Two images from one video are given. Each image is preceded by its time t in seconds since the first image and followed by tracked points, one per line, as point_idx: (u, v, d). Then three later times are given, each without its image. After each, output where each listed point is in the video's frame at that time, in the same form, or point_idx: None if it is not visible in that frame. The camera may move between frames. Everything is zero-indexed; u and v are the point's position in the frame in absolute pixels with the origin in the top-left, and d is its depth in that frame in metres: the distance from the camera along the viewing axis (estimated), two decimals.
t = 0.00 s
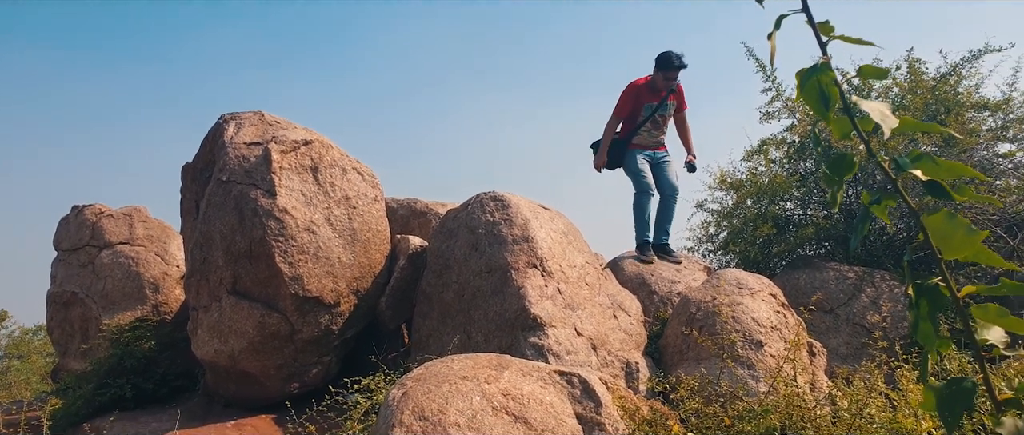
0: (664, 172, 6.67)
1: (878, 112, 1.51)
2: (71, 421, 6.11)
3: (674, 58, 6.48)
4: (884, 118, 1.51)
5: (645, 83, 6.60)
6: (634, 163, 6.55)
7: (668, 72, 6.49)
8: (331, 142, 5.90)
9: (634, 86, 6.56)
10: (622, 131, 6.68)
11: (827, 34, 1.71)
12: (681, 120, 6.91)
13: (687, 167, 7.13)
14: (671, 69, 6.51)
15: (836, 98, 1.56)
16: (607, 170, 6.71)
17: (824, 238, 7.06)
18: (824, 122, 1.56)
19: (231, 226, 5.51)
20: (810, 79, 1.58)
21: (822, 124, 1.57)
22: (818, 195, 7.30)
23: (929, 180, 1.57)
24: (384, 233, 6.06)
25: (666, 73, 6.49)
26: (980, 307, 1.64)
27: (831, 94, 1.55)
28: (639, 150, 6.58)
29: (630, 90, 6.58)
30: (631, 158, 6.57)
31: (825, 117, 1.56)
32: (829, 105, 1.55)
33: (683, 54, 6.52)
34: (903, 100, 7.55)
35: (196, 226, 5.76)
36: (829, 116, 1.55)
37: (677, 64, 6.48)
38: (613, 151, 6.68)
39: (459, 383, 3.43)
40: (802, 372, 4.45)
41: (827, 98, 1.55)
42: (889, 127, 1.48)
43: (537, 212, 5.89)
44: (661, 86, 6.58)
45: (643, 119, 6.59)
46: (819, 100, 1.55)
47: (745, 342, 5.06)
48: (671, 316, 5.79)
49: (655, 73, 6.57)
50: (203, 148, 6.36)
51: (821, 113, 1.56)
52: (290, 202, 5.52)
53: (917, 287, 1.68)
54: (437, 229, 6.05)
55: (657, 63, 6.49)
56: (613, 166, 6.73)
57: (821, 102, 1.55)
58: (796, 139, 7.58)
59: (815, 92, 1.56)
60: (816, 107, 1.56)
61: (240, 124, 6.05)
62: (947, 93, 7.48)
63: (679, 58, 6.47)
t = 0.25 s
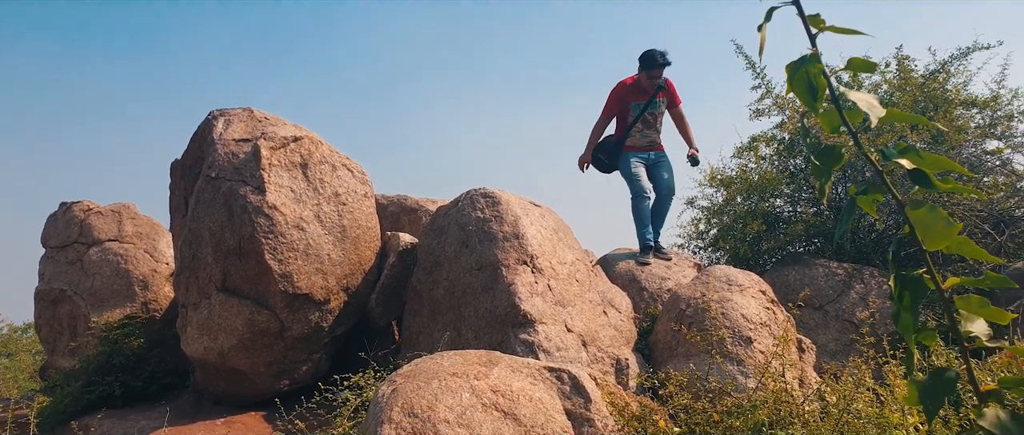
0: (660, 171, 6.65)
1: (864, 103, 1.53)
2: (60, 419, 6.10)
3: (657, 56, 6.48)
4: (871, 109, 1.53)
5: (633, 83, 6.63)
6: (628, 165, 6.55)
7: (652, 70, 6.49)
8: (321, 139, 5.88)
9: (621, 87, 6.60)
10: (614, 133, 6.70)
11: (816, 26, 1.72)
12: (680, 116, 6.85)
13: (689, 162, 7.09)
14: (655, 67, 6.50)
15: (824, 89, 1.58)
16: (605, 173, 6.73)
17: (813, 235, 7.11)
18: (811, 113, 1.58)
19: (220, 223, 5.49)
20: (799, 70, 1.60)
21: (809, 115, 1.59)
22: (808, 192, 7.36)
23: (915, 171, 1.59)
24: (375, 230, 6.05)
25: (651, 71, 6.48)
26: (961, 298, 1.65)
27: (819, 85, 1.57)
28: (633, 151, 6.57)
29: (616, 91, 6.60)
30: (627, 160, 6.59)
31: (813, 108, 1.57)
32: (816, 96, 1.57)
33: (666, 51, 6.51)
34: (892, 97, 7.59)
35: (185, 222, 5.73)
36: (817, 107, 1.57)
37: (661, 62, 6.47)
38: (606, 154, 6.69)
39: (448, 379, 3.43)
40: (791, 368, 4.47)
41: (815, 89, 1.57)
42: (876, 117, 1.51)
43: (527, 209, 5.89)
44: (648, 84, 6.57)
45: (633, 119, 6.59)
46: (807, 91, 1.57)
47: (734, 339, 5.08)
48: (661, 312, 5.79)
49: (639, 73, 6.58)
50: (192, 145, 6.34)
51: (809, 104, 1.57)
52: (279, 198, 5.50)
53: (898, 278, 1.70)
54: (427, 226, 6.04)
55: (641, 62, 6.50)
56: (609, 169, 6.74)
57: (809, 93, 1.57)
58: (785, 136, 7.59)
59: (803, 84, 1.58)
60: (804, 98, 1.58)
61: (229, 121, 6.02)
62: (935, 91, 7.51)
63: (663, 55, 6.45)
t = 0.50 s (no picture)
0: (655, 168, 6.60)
1: (831, 103, 1.52)
2: (46, 418, 6.08)
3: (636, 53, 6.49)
4: (839, 109, 1.52)
5: (616, 82, 6.65)
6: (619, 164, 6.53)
7: (632, 66, 6.49)
8: (309, 136, 5.86)
9: (605, 87, 6.64)
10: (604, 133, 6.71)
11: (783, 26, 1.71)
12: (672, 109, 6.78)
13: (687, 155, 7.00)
14: (635, 63, 6.51)
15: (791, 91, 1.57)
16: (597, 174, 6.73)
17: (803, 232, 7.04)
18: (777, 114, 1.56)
19: (209, 220, 5.47)
20: (766, 72, 1.59)
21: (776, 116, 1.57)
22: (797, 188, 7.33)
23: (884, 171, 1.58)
24: (364, 228, 6.04)
25: (632, 67, 6.48)
26: (932, 294, 1.66)
27: (786, 87, 1.56)
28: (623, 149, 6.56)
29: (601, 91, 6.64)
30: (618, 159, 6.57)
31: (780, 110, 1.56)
32: (783, 98, 1.56)
33: (644, 46, 6.50)
34: (880, 94, 7.64)
35: (173, 220, 5.71)
36: (784, 108, 1.55)
37: (640, 57, 6.47)
38: (598, 154, 6.69)
39: (437, 376, 3.43)
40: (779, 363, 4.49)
41: (781, 90, 1.56)
42: (843, 117, 1.50)
43: (517, 206, 5.89)
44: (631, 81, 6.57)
45: (620, 116, 6.59)
46: (774, 92, 1.56)
47: (723, 335, 5.09)
48: (650, 308, 5.80)
49: (621, 70, 6.59)
50: (179, 142, 6.30)
51: (775, 105, 1.56)
52: (267, 195, 5.48)
53: (871, 275, 1.69)
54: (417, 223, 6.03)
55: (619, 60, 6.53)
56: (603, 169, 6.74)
57: (775, 94, 1.56)
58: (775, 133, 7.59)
59: (771, 86, 1.57)
60: (770, 100, 1.57)
61: (217, 117, 5.99)
62: (922, 88, 7.56)
63: (642, 50, 6.45)
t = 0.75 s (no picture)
0: (649, 167, 6.52)
1: (805, 102, 1.56)
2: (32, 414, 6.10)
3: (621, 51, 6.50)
4: (812, 109, 1.56)
5: (606, 82, 6.66)
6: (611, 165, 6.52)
7: (619, 65, 6.50)
8: (297, 131, 5.84)
9: (595, 88, 6.67)
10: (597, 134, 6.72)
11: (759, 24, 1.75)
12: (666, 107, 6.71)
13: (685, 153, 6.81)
14: (622, 62, 6.52)
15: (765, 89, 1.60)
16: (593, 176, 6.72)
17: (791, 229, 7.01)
18: (751, 113, 1.59)
19: (196, 216, 5.44)
20: (741, 70, 1.62)
21: (749, 115, 1.60)
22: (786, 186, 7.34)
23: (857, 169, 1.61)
24: (352, 224, 6.02)
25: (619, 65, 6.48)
26: (909, 291, 1.67)
27: (760, 85, 1.59)
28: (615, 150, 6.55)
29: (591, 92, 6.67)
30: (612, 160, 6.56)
31: (754, 109, 1.59)
32: (756, 96, 1.59)
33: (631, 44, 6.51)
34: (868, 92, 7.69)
35: (160, 216, 5.68)
36: (758, 107, 1.58)
37: (625, 55, 6.48)
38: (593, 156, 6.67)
39: (424, 372, 3.42)
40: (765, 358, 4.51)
41: (755, 89, 1.59)
42: (816, 118, 1.53)
43: (506, 202, 5.89)
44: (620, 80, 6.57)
45: (610, 116, 6.58)
46: (748, 91, 1.60)
47: (711, 331, 5.11)
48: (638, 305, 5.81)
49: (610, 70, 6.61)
50: (167, 137, 6.26)
51: (750, 103, 1.59)
52: (255, 191, 5.46)
53: (849, 272, 1.70)
54: (406, 219, 6.03)
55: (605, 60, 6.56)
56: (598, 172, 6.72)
57: (749, 92, 1.60)
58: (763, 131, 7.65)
59: (745, 84, 1.61)
60: (743, 99, 1.60)
61: (205, 112, 5.95)
62: (910, 86, 7.61)
63: (627, 48, 6.46)
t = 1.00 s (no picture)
0: (650, 170, 6.34)
1: (795, 95, 1.58)
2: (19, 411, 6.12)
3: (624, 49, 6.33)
4: (803, 102, 1.58)
5: (610, 80, 6.52)
6: (612, 168, 6.41)
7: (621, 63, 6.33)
8: (286, 128, 5.82)
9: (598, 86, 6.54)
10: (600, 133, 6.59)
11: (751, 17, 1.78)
12: (670, 107, 6.53)
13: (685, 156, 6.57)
14: (623, 60, 6.36)
15: (755, 80, 1.62)
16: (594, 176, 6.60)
17: (778, 227, 7.07)
18: (741, 103, 1.60)
19: (184, 213, 5.42)
20: (731, 62, 1.64)
21: (739, 105, 1.61)
22: (774, 184, 7.37)
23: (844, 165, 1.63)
24: (341, 220, 6.01)
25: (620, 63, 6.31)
26: (893, 288, 1.70)
27: (750, 77, 1.61)
28: (616, 152, 6.41)
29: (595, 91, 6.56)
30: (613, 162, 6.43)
31: (744, 99, 1.60)
32: (746, 87, 1.60)
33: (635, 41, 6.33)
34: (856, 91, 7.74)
35: (148, 212, 5.65)
36: (747, 97, 1.60)
37: (627, 54, 6.31)
38: (595, 156, 6.55)
39: (412, 369, 3.43)
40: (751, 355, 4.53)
41: (745, 79, 1.60)
42: (807, 112, 1.55)
43: (495, 199, 5.89)
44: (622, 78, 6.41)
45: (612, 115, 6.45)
46: (738, 81, 1.61)
47: (698, 328, 5.13)
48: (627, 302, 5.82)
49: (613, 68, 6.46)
50: (155, 133, 6.23)
51: (740, 94, 1.61)
52: (243, 188, 5.44)
53: (834, 268, 1.72)
54: (396, 216, 6.03)
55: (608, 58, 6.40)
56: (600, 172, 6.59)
57: (740, 83, 1.61)
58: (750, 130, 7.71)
59: (735, 74, 1.62)
60: (733, 88, 1.61)
61: (193, 108, 5.93)
62: (898, 85, 7.65)
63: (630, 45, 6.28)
